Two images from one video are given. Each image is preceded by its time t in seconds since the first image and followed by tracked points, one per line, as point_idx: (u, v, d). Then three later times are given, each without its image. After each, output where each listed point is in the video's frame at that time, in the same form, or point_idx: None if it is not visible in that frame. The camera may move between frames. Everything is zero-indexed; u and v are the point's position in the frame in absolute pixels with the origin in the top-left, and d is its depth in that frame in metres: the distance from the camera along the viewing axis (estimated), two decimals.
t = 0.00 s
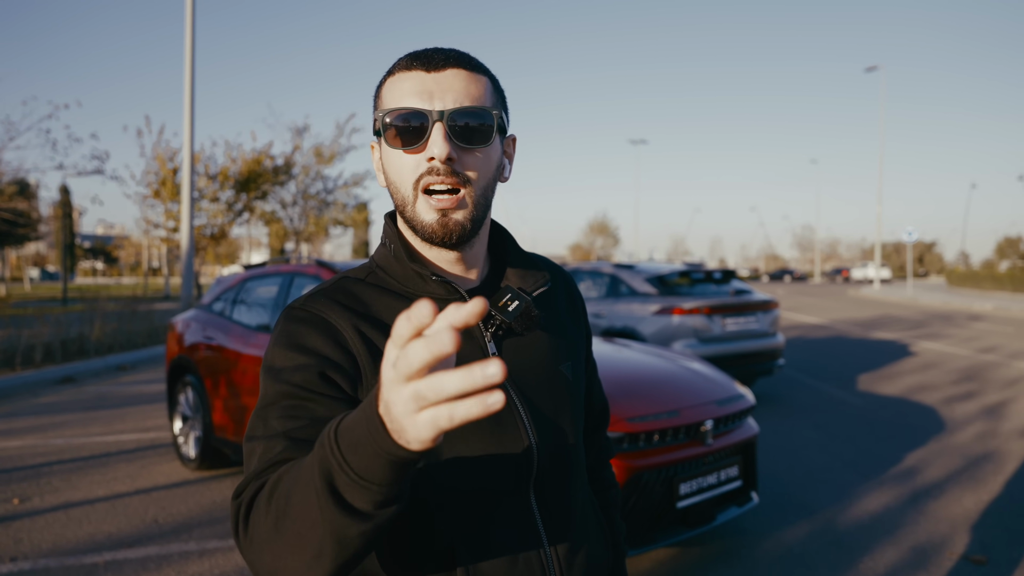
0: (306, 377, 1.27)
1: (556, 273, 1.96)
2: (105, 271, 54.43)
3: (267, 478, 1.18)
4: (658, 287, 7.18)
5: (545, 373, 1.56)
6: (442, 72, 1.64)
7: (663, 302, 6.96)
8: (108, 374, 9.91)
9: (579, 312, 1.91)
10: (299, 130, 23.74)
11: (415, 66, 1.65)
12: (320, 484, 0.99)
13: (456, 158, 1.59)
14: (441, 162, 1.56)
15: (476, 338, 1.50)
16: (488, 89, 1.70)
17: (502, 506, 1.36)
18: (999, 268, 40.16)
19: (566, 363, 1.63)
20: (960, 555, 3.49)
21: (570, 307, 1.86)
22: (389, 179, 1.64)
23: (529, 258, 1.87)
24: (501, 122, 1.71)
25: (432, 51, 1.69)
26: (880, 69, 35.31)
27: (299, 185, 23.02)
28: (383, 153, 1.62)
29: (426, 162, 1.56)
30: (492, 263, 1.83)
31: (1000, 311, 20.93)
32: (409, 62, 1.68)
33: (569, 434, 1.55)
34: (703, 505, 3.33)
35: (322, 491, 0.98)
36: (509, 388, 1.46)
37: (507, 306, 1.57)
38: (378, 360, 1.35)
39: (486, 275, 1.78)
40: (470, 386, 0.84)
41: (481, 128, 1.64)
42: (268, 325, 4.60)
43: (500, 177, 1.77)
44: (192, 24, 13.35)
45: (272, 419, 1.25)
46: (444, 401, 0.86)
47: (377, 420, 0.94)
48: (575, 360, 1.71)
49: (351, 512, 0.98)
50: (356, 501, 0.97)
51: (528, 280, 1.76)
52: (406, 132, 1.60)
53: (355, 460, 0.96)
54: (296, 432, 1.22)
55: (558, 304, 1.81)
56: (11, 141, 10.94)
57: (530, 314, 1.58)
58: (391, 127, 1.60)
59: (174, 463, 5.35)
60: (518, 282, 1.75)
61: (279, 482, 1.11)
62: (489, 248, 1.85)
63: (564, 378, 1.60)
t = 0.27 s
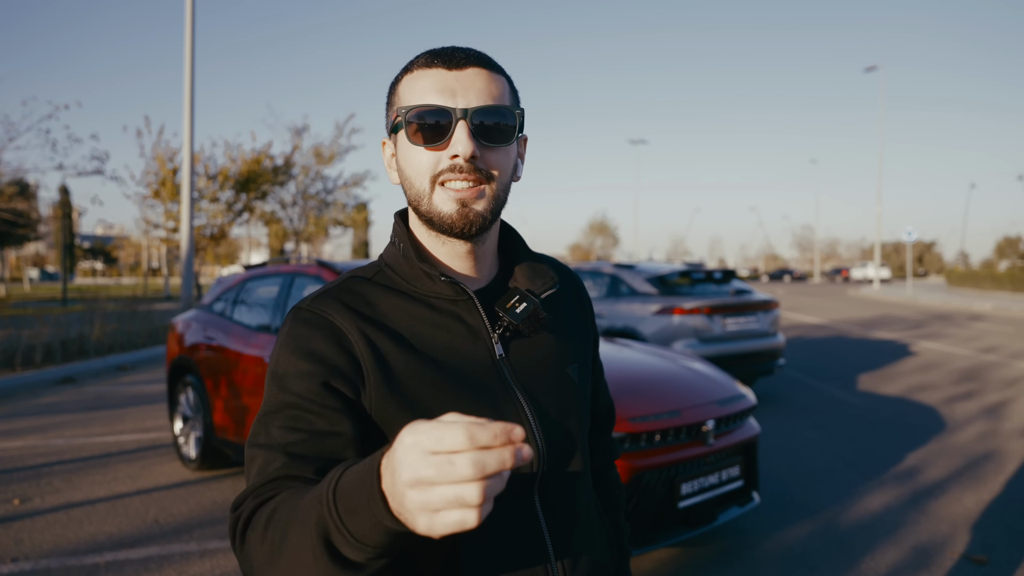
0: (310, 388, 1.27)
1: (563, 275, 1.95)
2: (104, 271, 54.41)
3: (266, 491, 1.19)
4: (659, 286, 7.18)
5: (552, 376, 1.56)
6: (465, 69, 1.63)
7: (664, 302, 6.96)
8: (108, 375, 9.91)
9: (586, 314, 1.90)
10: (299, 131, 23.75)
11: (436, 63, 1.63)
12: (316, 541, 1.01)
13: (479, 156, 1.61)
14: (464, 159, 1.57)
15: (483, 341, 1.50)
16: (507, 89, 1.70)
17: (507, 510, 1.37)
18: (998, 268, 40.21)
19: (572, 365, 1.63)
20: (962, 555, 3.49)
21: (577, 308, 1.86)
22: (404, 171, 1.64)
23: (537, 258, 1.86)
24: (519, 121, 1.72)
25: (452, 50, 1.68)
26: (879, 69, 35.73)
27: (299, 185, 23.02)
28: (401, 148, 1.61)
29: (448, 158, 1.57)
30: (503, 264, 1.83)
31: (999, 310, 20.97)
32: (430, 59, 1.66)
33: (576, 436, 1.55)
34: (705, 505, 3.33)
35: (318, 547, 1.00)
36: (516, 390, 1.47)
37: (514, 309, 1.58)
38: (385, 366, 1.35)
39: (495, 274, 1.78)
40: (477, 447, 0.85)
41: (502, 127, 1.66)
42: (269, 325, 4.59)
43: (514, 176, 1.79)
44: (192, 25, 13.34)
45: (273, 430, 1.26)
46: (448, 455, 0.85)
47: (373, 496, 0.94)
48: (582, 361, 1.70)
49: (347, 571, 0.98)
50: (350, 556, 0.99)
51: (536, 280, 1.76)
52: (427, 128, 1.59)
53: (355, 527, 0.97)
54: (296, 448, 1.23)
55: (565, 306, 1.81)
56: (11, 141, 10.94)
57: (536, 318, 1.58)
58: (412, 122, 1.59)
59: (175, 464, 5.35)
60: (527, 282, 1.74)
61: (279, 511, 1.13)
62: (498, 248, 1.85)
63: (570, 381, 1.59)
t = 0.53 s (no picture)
0: (306, 388, 1.29)
1: (565, 273, 1.94)
2: (104, 271, 54.40)
3: (251, 485, 1.22)
4: (658, 287, 7.18)
5: (551, 371, 1.56)
6: (473, 73, 1.63)
7: (663, 302, 6.96)
8: (108, 374, 9.91)
9: (587, 311, 1.90)
10: (299, 131, 23.77)
11: (445, 65, 1.63)
12: (284, 562, 1.09)
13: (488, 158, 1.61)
14: (475, 163, 1.57)
15: (483, 335, 1.51)
16: (513, 91, 1.71)
17: (504, 502, 1.38)
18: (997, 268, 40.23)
19: (572, 361, 1.63)
20: (961, 555, 3.48)
21: (578, 306, 1.86)
22: (413, 172, 1.63)
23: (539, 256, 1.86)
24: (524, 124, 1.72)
25: (460, 53, 1.67)
26: (879, 69, 35.86)
27: (299, 185, 23.01)
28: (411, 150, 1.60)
29: (458, 162, 1.57)
30: (506, 262, 1.83)
31: (999, 311, 20.99)
32: (439, 60, 1.65)
33: (575, 430, 1.55)
34: (704, 504, 3.33)
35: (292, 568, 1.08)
36: (516, 383, 1.47)
37: (513, 305, 1.58)
38: (382, 361, 1.35)
39: (497, 272, 1.78)
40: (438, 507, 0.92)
41: (510, 128, 1.67)
42: (268, 324, 4.59)
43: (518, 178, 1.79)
44: (192, 24, 13.34)
45: (266, 426, 1.29)
46: (411, 510, 0.93)
47: (343, 533, 1.01)
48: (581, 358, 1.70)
49: None
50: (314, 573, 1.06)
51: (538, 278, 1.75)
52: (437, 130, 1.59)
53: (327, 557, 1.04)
54: (282, 447, 1.25)
55: (565, 304, 1.80)
56: (11, 141, 10.93)
57: (535, 314, 1.58)
58: (422, 123, 1.58)
59: (174, 463, 5.35)
60: (528, 280, 1.74)
61: (255, 510, 1.17)
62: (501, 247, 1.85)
63: (569, 375, 1.59)
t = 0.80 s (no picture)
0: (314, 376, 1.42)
1: (573, 271, 1.90)
2: (105, 271, 54.40)
3: (256, 454, 1.39)
4: (658, 286, 7.18)
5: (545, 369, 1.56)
6: (504, 83, 1.63)
7: (663, 302, 6.96)
8: (108, 374, 9.91)
9: (595, 308, 1.87)
10: (299, 131, 23.76)
11: (478, 74, 1.62)
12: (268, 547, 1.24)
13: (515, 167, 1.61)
14: (502, 168, 1.58)
15: (482, 329, 1.52)
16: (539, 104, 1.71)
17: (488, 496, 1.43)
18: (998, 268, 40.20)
19: (567, 362, 1.62)
20: (960, 554, 3.49)
21: (586, 304, 1.83)
22: (438, 172, 1.64)
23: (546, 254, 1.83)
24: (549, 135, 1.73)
25: (493, 62, 1.67)
26: (880, 69, 35.62)
27: (299, 185, 23.00)
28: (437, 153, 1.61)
29: (484, 167, 1.58)
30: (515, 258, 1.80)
31: (999, 311, 20.97)
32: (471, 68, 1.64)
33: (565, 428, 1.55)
34: (704, 503, 3.34)
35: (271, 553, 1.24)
36: (507, 380, 1.49)
37: (514, 304, 1.57)
38: (380, 350, 1.43)
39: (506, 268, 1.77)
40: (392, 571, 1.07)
41: (534, 136, 1.66)
42: (268, 324, 4.60)
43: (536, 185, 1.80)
44: (192, 24, 13.35)
45: (275, 400, 1.42)
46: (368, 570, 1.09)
47: (316, 557, 1.17)
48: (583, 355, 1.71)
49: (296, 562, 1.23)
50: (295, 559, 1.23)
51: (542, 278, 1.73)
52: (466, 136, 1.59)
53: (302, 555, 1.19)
54: (285, 426, 1.40)
55: (570, 302, 1.78)
56: (11, 141, 10.92)
57: (535, 314, 1.58)
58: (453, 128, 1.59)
59: (174, 463, 5.35)
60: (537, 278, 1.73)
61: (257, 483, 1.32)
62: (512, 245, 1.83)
63: (563, 375, 1.59)
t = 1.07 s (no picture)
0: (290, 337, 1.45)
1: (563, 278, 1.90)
2: (109, 271, 54.55)
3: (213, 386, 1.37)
4: (661, 287, 7.17)
5: (513, 366, 1.60)
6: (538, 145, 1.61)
7: (666, 302, 6.95)
8: (112, 374, 9.93)
9: (586, 312, 1.86)
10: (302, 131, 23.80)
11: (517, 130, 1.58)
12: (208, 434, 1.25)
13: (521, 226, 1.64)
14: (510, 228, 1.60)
15: (456, 326, 1.58)
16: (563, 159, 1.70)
17: (446, 486, 1.49)
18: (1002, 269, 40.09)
19: (537, 365, 1.63)
20: (962, 554, 3.49)
21: (564, 304, 1.81)
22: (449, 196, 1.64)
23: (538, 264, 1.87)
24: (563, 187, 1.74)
25: (538, 113, 1.61)
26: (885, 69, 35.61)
27: (302, 186, 23.04)
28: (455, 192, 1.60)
29: (493, 222, 1.59)
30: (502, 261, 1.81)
31: (1003, 311, 20.92)
32: (514, 115, 1.58)
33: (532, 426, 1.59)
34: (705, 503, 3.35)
35: (211, 445, 1.25)
36: (472, 376, 1.53)
37: (491, 307, 1.60)
38: (355, 333, 1.49)
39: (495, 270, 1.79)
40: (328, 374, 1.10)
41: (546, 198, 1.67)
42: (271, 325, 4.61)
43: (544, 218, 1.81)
44: (195, 25, 13.40)
45: (246, 352, 1.42)
46: (299, 391, 1.09)
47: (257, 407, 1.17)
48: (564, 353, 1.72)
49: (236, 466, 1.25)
50: (234, 448, 1.23)
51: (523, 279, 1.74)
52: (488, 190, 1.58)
53: (239, 426, 1.20)
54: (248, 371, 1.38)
55: (554, 307, 1.78)
56: (16, 142, 10.95)
57: (509, 319, 1.62)
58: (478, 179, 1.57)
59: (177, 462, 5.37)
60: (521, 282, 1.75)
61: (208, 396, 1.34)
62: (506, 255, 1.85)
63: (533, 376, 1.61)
